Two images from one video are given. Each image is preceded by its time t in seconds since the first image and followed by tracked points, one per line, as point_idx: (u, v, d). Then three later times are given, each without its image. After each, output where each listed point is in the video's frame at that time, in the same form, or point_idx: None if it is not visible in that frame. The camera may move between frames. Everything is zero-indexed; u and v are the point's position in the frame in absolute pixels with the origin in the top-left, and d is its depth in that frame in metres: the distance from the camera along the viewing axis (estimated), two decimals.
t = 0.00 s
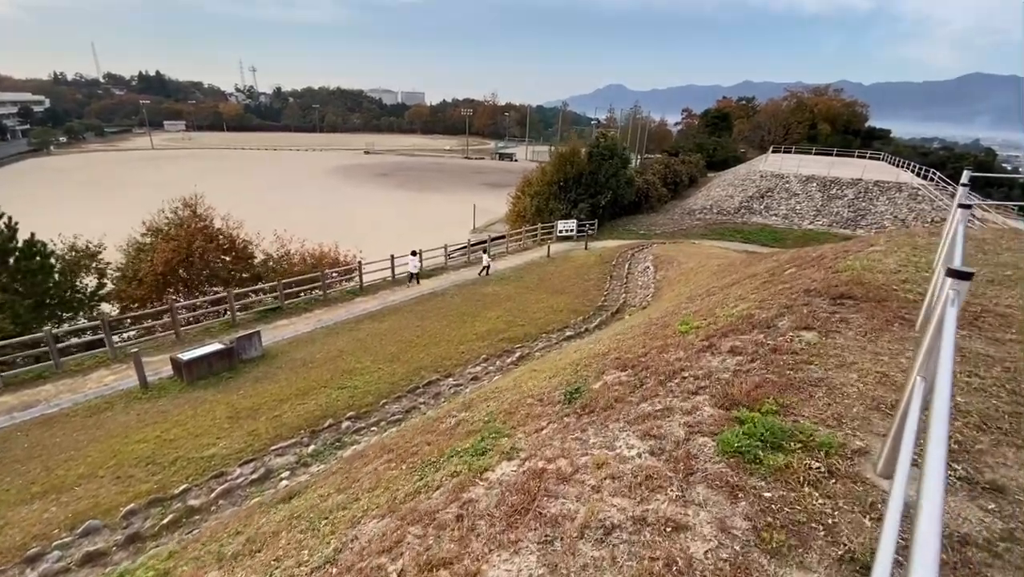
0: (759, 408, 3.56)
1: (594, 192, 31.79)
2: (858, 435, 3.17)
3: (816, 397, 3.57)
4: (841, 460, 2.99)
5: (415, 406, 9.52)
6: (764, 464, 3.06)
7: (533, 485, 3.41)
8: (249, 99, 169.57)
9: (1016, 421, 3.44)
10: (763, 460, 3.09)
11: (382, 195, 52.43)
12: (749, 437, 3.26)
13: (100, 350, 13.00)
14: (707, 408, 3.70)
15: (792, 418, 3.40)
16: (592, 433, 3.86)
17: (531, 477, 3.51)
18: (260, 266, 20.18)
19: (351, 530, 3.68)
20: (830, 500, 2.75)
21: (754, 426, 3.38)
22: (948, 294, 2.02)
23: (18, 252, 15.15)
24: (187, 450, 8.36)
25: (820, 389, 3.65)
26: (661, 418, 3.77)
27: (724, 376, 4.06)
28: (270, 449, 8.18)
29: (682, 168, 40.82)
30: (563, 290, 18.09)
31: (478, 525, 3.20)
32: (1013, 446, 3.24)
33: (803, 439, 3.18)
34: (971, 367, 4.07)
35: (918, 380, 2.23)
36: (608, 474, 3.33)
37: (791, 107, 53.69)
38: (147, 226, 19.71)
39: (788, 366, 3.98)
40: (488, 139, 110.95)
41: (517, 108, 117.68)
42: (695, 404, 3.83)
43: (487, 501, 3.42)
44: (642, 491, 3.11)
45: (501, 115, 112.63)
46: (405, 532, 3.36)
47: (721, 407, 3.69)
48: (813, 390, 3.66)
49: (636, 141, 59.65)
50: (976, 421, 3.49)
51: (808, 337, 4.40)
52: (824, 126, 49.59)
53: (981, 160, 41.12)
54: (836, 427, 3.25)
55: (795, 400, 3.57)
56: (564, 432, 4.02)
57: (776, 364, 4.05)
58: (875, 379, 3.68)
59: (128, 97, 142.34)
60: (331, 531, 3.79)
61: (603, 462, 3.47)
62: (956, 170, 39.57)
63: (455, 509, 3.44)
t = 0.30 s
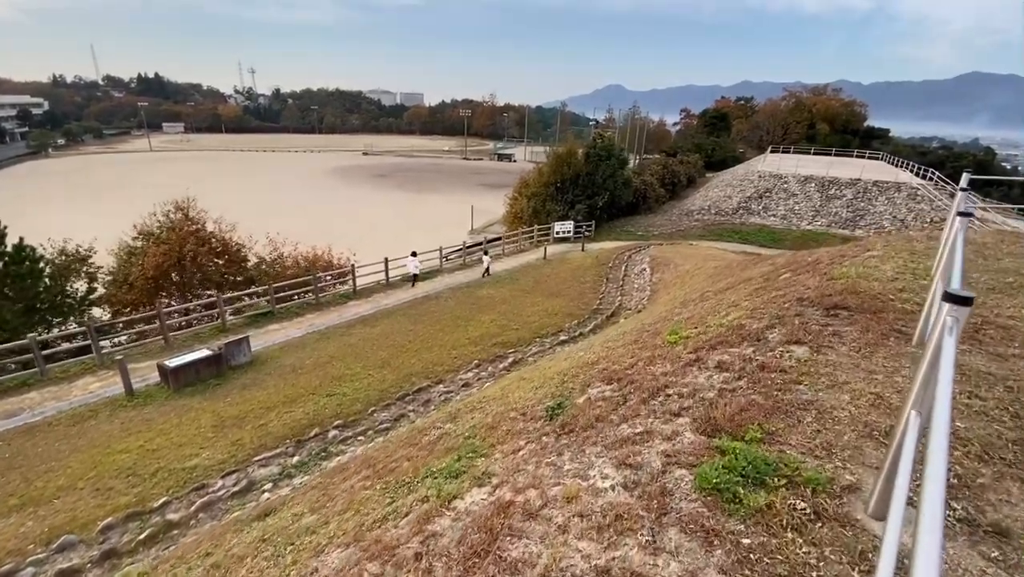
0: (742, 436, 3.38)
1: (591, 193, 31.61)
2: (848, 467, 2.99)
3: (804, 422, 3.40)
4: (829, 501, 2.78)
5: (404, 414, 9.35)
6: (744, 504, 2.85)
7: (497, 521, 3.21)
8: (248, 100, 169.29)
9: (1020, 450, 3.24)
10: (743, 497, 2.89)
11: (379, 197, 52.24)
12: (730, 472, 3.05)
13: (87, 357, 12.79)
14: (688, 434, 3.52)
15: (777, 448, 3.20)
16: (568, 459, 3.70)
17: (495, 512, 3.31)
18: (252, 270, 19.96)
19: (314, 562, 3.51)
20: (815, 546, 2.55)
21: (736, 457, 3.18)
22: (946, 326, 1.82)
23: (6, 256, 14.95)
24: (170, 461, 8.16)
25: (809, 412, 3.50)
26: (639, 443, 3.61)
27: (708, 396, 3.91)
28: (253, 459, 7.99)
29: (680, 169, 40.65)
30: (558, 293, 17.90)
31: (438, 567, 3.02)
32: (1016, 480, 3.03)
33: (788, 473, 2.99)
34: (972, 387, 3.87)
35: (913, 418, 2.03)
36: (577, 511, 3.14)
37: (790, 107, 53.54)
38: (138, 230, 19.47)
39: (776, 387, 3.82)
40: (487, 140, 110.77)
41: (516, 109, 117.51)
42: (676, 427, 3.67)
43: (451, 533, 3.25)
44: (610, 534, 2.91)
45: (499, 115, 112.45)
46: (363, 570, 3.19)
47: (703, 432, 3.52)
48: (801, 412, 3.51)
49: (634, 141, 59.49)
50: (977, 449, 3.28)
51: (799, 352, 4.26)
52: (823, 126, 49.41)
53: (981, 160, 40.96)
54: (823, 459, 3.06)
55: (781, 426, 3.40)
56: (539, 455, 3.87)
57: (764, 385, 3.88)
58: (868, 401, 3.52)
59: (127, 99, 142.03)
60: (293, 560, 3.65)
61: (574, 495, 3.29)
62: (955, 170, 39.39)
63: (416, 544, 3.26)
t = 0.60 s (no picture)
0: (722, 460, 3.18)
1: (588, 195, 31.44)
2: (835, 495, 2.81)
3: (790, 443, 3.23)
4: (812, 537, 2.58)
5: (393, 422, 9.17)
6: (718, 542, 2.62)
7: (452, 556, 3.03)
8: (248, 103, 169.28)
9: None
10: (717, 534, 2.68)
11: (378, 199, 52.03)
12: (703, 504, 2.85)
13: (74, 363, 12.59)
14: (666, 457, 3.35)
15: (758, 476, 3.01)
16: (539, 481, 3.57)
17: (453, 545, 3.14)
18: (246, 274, 19.75)
19: None
20: None
21: (712, 484, 2.99)
22: (941, 347, 1.66)
23: None
24: (151, 470, 7.97)
25: (795, 432, 3.33)
26: (615, 466, 3.46)
27: (691, 413, 3.75)
28: (237, 468, 7.81)
29: (678, 170, 40.49)
30: (554, 296, 17.70)
31: None
32: (1018, 510, 2.81)
33: (769, 504, 2.80)
34: (971, 404, 3.69)
35: (904, 447, 1.87)
36: (538, 546, 2.96)
37: (789, 108, 53.41)
38: (131, 233, 19.25)
39: (761, 404, 3.65)
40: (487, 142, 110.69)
41: (516, 111, 117.48)
42: (654, 447, 3.51)
43: (409, 563, 3.11)
44: None
45: (499, 117, 112.45)
46: None
47: (681, 455, 3.34)
48: (787, 432, 3.34)
49: (633, 142, 59.37)
50: (977, 474, 3.09)
51: (787, 365, 4.10)
52: (822, 126, 49.29)
53: (980, 161, 40.83)
54: (806, 489, 2.86)
55: (765, 449, 3.22)
56: (509, 474, 3.77)
57: (750, 402, 3.70)
58: (858, 420, 3.35)
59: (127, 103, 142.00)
60: None
61: (538, 525, 3.13)
62: (955, 170, 39.26)
63: None
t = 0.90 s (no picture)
0: (693, 495, 3.01)
1: (584, 197, 31.28)
2: (810, 537, 2.63)
3: (767, 475, 3.07)
4: None
5: (378, 430, 8.99)
6: None
7: None
8: (246, 105, 168.97)
9: (1018, 512, 2.87)
10: None
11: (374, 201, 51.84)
12: (665, 550, 2.64)
13: (57, 370, 12.38)
14: (634, 490, 3.19)
15: (729, 516, 2.82)
16: (501, 513, 3.43)
17: None
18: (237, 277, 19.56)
19: None
20: None
21: (678, 524, 2.81)
22: (919, 387, 1.50)
23: None
24: (128, 482, 7.78)
25: (773, 461, 3.18)
26: (580, 497, 3.30)
27: (666, 438, 3.59)
28: (215, 480, 7.63)
29: (675, 171, 40.37)
30: (548, 299, 17.52)
31: None
32: (1011, 553, 2.64)
33: (737, 548, 2.62)
34: (964, 430, 3.51)
35: (881, 497, 1.66)
36: None
37: (786, 109, 53.38)
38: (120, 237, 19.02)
39: (739, 428, 3.50)
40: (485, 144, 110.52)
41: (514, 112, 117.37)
42: (622, 476, 3.36)
43: None
44: None
45: (497, 119, 112.31)
46: None
47: (648, 488, 3.18)
48: (763, 461, 3.19)
49: (631, 144, 59.28)
50: (967, 512, 2.90)
51: (770, 383, 3.96)
52: (820, 127, 49.23)
53: (978, 162, 40.78)
54: (780, 530, 2.70)
55: (738, 482, 3.06)
56: (472, 502, 3.66)
57: (728, 426, 3.55)
58: (840, 448, 3.18)
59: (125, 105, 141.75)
60: None
61: (490, 566, 2.99)
62: (952, 171, 39.17)
63: None
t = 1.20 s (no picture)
0: (662, 535, 2.85)
1: (580, 200, 31.11)
2: None
3: (743, 511, 2.91)
4: None
5: (365, 439, 8.82)
6: None
7: None
8: (243, 107, 168.66)
9: (1015, 553, 2.68)
10: None
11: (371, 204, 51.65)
12: None
13: (40, 378, 12.13)
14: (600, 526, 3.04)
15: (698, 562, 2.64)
16: (458, 546, 3.30)
17: None
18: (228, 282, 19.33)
19: None
20: None
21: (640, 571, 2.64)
22: (903, 435, 1.31)
23: None
24: (104, 495, 7.56)
25: (750, 494, 3.02)
26: (542, 532, 3.16)
27: (640, 467, 3.46)
28: (194, 493, 7.44)
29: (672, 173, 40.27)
30: (542, 303, 17.34)
31: None
32: None
33: None
34: (959, 458, 3.33)
35: (860, 556, 1.49)
36: None
37: (783, 111, 53.37)
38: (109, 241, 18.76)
39: (715, 456, 3.37)
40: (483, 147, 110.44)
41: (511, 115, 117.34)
42: (588, 509, 3.22)
43: None
44: None
45: (495, 121, 112.25)
46: None
47: (613, 524, 3.03)
48: (739, 494, 3.03)
49: (628, 146, 59.22)
50: (962, 554, 2.70)
51: (752, 403, 3.86)
52: (816, 129, 49.23)
53: (974, 164, 40.77)
54: None
55: (712, 519, 2.89)
56: (433, 532, 3.51)
57: (704, 453, 3.42)
58: (824, 479, 3.04)
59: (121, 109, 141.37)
60: None
61: None
62: (948, 172, 39.12)
63: None
